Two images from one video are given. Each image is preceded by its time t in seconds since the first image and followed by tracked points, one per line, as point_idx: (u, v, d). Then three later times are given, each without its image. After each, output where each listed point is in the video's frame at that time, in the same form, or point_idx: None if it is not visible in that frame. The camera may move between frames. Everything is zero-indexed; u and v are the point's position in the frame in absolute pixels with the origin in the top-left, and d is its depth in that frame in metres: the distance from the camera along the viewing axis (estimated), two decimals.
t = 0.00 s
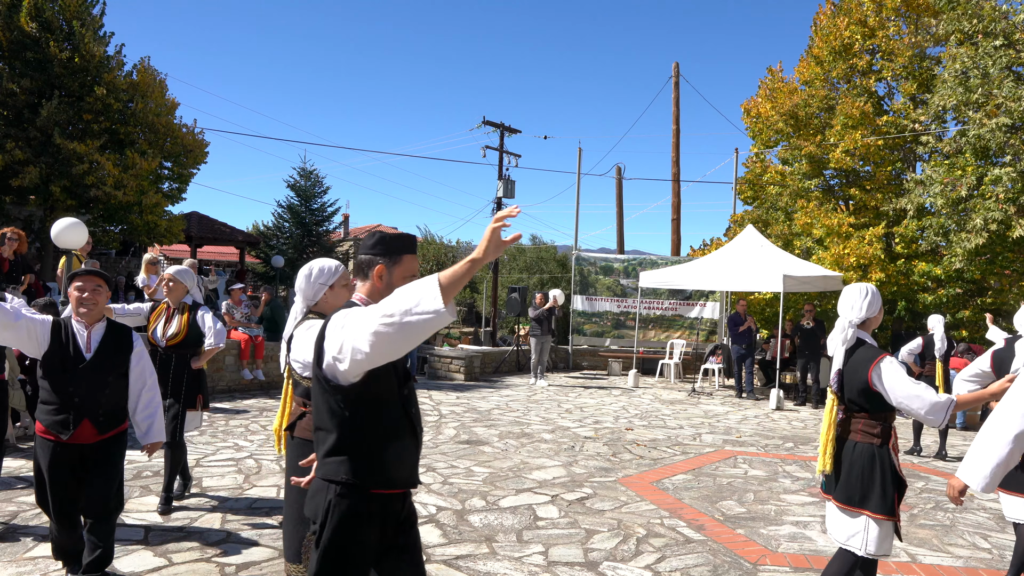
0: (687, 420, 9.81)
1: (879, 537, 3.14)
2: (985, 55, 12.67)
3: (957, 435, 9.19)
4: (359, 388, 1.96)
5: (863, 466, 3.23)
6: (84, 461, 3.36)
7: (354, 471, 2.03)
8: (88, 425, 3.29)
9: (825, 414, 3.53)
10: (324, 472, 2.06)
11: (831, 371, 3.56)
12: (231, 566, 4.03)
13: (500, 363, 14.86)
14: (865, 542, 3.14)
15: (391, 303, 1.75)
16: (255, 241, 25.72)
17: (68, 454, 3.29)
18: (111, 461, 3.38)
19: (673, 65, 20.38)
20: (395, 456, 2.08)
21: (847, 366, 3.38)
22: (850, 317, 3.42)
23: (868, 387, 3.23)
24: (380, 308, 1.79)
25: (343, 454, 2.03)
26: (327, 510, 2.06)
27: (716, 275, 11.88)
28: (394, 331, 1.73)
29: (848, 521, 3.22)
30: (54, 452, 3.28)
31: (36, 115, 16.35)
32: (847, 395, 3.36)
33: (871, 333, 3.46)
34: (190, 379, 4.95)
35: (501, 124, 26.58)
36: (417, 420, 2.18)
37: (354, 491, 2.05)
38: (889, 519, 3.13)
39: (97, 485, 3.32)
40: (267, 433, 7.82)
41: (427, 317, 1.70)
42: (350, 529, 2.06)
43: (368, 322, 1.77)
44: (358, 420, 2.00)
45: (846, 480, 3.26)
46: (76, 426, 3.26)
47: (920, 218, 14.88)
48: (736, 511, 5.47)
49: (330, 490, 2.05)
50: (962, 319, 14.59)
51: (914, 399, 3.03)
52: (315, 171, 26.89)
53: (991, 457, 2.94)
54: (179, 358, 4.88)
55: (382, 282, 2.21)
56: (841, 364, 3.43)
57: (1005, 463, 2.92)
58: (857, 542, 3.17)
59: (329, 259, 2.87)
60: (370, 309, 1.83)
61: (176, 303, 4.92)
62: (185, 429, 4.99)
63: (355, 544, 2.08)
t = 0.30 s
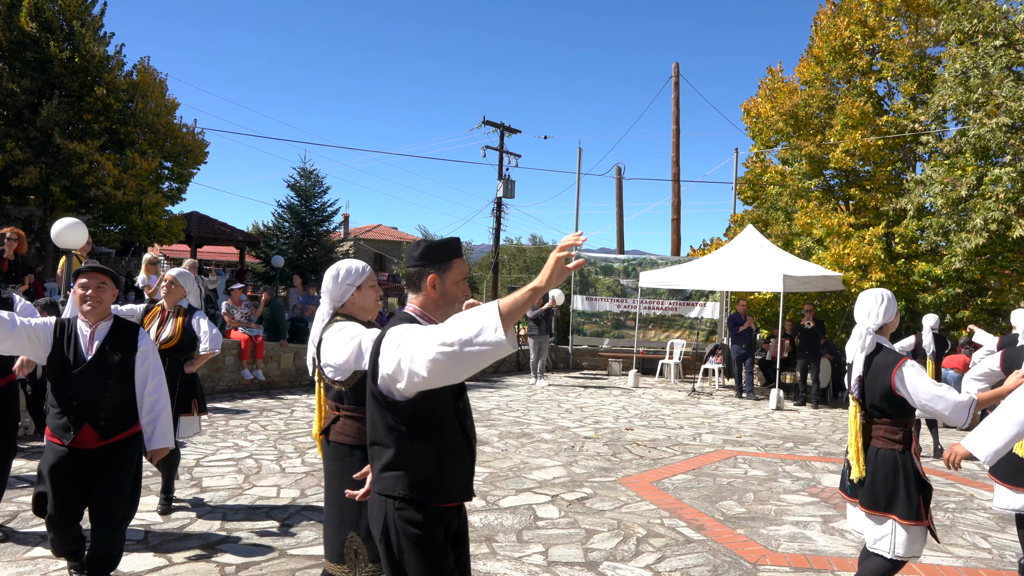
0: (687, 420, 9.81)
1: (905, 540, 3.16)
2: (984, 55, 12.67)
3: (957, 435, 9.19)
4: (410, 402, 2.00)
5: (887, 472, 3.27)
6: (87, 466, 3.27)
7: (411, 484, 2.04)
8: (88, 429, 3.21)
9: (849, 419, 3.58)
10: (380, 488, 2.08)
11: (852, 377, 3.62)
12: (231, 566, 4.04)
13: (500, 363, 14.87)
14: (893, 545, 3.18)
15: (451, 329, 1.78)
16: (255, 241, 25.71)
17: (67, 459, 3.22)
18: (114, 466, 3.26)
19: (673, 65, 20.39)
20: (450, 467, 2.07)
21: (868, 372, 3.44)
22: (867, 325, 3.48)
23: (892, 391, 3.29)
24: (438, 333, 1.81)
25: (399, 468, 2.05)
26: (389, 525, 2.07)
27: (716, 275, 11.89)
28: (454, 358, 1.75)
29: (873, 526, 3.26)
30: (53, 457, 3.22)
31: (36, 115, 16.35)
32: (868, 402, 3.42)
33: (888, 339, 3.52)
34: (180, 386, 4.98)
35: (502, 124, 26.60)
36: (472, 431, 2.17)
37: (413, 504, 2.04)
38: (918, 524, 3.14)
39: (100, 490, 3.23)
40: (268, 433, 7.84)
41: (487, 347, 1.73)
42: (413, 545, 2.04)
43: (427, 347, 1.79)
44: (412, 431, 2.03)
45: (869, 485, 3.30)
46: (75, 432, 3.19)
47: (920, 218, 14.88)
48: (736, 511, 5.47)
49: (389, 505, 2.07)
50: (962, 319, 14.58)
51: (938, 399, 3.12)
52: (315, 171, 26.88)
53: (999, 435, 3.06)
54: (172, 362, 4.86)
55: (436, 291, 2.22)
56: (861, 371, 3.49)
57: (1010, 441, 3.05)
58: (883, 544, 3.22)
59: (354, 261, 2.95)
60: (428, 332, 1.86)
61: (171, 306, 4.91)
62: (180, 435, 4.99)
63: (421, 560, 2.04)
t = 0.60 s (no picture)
0: (687, 420, 9.82)
1: (935, 528, 3.27)
2: (985, 55, 12.67)
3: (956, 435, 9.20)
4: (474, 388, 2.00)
5: (918, 460, 3.38)
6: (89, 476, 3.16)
7: (477, 472, 2.04)
8: (93, 438, 3.12)
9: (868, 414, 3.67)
10: (442, 477, 2.07)
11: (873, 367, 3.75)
12: (231, 566, 4.04)
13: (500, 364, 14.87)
14: (924, 534, 3.27)
15: (498, 304, 1.81)
16: (255, 241, 25.71)
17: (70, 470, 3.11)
18: (119, 474, 3.20)
19: (673, 65, 20.39)
20: (513, 454, 2.09)
21: (891, 362, 3.58)
22: (888, 317, 3.62)
23: (919, 378, 3.43)
24: (487, 309, 1.84)
25: (463, 456, 2.05)
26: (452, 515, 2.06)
27: (715, 275, 11.90)
28: (501, 332, 1.78)
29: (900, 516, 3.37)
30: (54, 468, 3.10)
31: (36, 114, 16.36)
32: (891, 392, 3.57)
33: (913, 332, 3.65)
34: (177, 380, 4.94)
35: (502, 124, 26.64)
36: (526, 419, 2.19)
37: (477, 493, 2.05)
38: (947, 510, 3.27)
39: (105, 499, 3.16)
40: (268, 433, 7.85)
41: (535, 319, 1.75)
42: (479, 533, 2.04)
43: (475, 323, 1.83)
44: (478, 419, 2.03)
45: (898, 474, 3.40)
46: (80, 441, 3.10)
47: (920, 218, 14.89)
48: (735, 511, 5.48)
49: (453, 495, 2.06)
50: (962, 319, 14.57)
51: (966, 387, 3.23)
52: (315, 171, 26.88)
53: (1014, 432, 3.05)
54: (169, 357, 4.84)
55: (490, 273, 2.21)
56: (883, 361, 3.64)
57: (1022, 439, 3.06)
58: (914, 536, 3.31)
59: (381, 259, 2.98)
60: (476, 309, 1.90)
61: (166, 302, 4.92)
62: (171, 431, 4.92)
63: (489, 549, 2.05)
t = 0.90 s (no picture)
0: (687, 420, 9.83)
1: (970, 539, 3.37)
2: (985, 55, 12.66)
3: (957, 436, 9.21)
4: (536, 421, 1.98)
5: (949, 468, 3.50)
6: (85, 482, 3.11)
7: (541, 509, 2.00)
8: (94, 446, 3.07)
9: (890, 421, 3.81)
10: (506, 517, 2.02)
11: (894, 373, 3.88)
12: (231, 566, 4.03)
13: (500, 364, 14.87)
14: (961, 545, 3.37)
15: (575, 338, 1.73)
16: (256, 241, 25.72)
17: (70, 478, 3.06)
18: (116, 480, 3.18)
19: (673, 65, 20.37)
20: (575, 486, 2.06)
21: (915, 368, 3.72)
22: (910, 324, 3.76)
23: (946, 383, 3.57)
24: (562, 343, 1.76)
25: (526, 494, 2.01)
26: (515, 556, 2.01)
27: (716, 275, 11.91)
28: (578, 368, 1.70)
29: (938, 527, 3.45)
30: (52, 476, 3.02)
31: (36, 115, 16.36)
32: (914, 397, 3.71)
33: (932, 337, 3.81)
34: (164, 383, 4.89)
35: (502, 124, 26.70)
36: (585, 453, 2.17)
37: (542, 532, 2.00)
38: (981, 515, 3.38)
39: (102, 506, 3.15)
40: (268, 433, 7.85)
41: (618, 357, 1.67)
42: (543, 572, 2.00)
43: (551, 359, 1.74)
44: (541, 456, 2.00)
45: (929, 483, 3.51)
46: (80, 448, 3.04)
47: (920, 218, 14.90)
48: (736, 511, 5.48)
49: (517, 535, 2.01)
50: (961, 319, 14.57)
51: (992, 392, 3.36)
52: (315, 171, 26.89)
53: None
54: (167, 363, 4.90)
55: (542, 297, 2.15)
56: (906, 368, 3.77)
57: None
58: (949, 547, 3.40)
59: (405, 261, 2.96)
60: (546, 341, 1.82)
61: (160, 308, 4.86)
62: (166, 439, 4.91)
63: None
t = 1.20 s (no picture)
0: (687, 420, 9.83)
1: (982, 532, 3.48)
2: (984, 55, 12.66)
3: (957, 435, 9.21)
4: (603, 410, 2.04)
5: (968, 461, 3.58)
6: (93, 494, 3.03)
7: (602, 497, 2.06)
8: (107, 452, 3.02)
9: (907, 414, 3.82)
10: (566, 504, 2.07)
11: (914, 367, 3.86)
12: (230, 566, 4.04)
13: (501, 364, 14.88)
14: (973, 536, 3.46)
15: (663, 312, 1.73)
16: (256, 241, 25.71)
17: (83, 487, 2.98)
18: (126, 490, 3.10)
19: (673, 64, 20.36)
20: (630, 476, 2.13)
21: (937, 362, 3.73)
22: (930, 317, 3.75)
23: (971, 378, 3.60)
24: (648, 318, 1.76)
25: (587, 482, 2.06)
26: (572, 540, 2.06)
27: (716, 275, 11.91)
28: (667, 341, 1.70)
29: (950, 518, 3.54)
30: (62, 488, 2.95)
31: (36, 115, 16.37)
32: (937, 391, 3.73)
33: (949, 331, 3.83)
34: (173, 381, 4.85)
35: (502, 125, 26.75)
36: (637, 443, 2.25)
37: (600, 518, 2.07)
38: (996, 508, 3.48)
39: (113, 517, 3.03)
40: (268, 433, 7.85)
41: (710, 327, 1.68)
42: (598, 558, 2.06)
43: (637, 333, 1.74)
44: (604, 445, 2.06)
45: (947, 476, 3.58)
46: (94, 454, 2.98)
47: (920, 218, 14.91)
48: (735, 511, 5.48)
49: (575, 522, 2.06)
50: (961, 319, 14.57)
51: (1016, 384, 3.45)
52: (315, 171, 26.89)
53: None
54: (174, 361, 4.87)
55: (599, 281, 2.25)
56: (928, 361, 3.77)
57: None
58: (961, 538, 3.49)
59: (432, 261, 3.03)
60: (628, 319, 1.82)
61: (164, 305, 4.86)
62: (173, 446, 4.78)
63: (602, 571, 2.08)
